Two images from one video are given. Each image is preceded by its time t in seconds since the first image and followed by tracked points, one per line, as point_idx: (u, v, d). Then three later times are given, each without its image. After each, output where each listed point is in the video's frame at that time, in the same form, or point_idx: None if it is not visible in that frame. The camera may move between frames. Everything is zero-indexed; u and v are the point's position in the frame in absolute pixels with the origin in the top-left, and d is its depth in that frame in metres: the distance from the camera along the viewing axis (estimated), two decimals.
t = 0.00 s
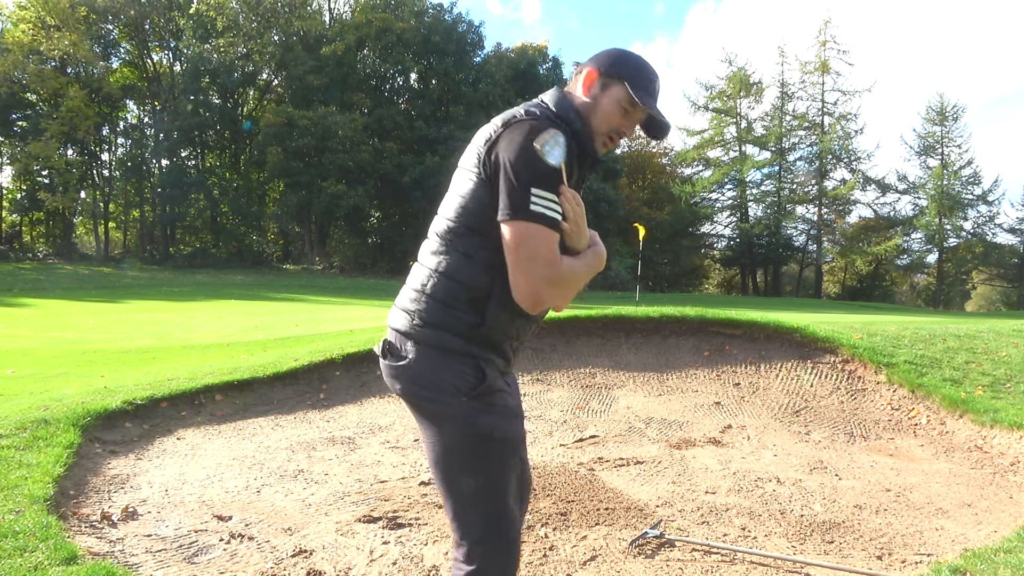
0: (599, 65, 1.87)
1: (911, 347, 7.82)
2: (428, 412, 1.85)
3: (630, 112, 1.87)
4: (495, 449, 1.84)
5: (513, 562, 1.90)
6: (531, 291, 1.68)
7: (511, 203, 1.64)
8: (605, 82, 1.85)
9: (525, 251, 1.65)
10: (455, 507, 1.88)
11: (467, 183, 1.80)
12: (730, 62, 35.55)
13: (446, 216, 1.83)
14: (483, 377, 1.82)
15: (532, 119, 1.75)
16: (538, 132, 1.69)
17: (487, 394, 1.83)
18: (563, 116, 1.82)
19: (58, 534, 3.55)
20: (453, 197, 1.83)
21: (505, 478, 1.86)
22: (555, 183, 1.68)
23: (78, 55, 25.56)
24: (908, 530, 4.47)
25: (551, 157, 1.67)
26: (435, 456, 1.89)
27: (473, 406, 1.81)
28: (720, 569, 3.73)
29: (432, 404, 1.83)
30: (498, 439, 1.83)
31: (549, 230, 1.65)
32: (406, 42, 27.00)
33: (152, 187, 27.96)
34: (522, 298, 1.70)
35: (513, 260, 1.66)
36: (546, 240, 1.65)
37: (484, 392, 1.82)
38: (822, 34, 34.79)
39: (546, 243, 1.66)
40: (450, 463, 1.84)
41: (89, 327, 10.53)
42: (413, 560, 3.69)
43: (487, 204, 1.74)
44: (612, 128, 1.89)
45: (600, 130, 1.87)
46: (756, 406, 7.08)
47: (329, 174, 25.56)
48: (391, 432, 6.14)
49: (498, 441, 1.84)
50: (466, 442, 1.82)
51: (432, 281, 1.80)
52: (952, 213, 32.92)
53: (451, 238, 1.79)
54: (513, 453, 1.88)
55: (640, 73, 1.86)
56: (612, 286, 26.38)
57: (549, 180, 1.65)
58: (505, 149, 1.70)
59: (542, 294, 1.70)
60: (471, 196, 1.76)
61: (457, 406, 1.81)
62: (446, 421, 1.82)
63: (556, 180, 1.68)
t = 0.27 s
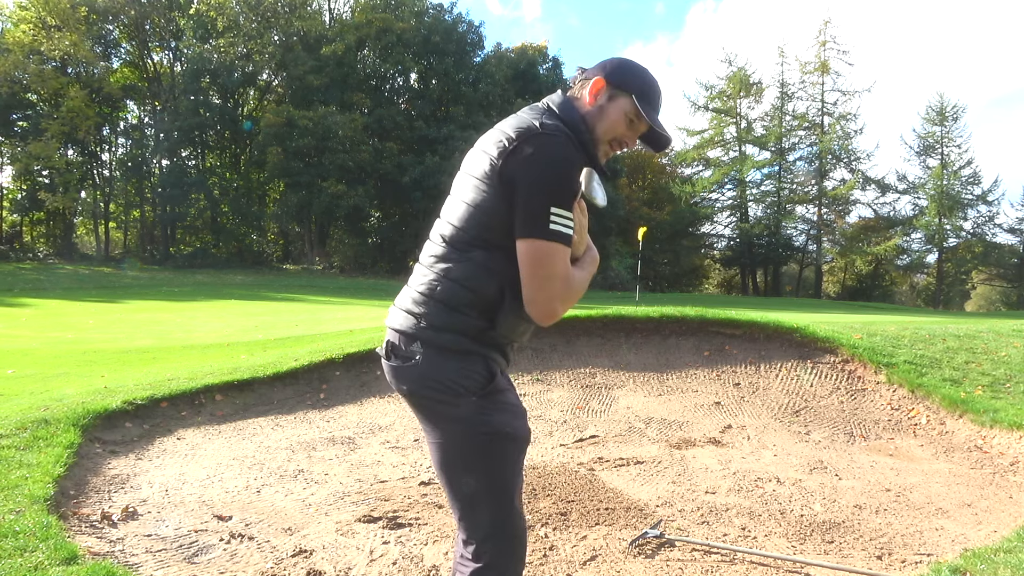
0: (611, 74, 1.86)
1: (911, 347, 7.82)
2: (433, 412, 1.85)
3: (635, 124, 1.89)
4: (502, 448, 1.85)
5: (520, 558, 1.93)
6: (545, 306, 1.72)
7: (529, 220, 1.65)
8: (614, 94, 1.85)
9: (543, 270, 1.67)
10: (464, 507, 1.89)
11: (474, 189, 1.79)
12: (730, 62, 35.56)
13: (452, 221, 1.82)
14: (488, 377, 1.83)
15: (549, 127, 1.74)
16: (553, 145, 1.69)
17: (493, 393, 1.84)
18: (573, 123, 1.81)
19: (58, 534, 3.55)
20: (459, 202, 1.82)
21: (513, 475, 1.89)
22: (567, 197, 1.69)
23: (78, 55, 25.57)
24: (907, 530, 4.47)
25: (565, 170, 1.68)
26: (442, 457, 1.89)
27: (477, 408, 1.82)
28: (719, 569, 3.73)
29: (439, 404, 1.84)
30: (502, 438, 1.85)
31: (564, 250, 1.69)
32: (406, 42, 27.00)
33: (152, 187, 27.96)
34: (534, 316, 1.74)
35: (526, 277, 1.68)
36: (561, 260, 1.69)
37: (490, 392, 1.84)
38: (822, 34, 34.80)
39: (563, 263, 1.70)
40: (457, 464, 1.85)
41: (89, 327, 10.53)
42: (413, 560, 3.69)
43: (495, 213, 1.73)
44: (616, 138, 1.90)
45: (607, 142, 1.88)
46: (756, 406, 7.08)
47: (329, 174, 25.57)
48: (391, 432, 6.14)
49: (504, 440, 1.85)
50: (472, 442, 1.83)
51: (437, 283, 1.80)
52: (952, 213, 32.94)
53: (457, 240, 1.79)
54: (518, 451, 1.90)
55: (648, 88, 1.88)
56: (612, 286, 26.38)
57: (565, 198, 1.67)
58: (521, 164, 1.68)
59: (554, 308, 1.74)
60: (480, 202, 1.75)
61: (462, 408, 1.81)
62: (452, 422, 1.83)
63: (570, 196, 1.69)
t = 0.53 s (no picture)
0: (615, 71, 1.86)
1: (911, 347, 7.82)
2: (434, 409, 1.85)
3: (638, 123, 1.88)
4: (505, 443, 1.85)
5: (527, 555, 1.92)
6: (550, 308, 1.72)
7: (534, 224, 1.65)
8: (617, 91, 1.85)
9: (549, 273, 1.68)
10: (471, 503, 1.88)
11: (475, 188, 1.77)
12: (730, 62, 35.57)
13: (452, 221, 1.81)
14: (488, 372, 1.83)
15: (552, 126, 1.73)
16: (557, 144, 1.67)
17: (492, 388, 1.84)
18: (575, 121, 1.81)
19: (58, 534, 3.55)
20: (460, 202, 1.81)
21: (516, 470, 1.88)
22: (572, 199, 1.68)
23: (78, 55, 25.55)
24: (908, 530, 4.47)
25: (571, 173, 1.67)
26: (446, 453, 1.89)
27: (478, 402, 1.82)
28: (720, 569, 3.73)
29: (439, 400, 1.84)
30: (504, 432, 1.84)
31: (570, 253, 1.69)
32: (406, 42, 26.99)
33: (152, 187, 27.95)
34: (542, 317, 1.75)
35: (531, 281, 1.69)
36: (566, 262, 1.69)
37: (490, 387, 1.84)
38: (822, 34, 34.81)
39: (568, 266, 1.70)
40: (461, 461, 1.85)
41: (89, 327, 10.53)
42: (413, 560, 3.69)
43: (497, 215, 1.72)
44: (620, 136, 1.90)
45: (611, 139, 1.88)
46: (756, 406, 7.08)
47: (329, 174, 25.57)
48: (391, 432, 6.14)
49: (506, 435, 1.85)
50: (475, 437, 1.83)
51: (437, 280, 1.80)
52: (952, 213, 32.97)
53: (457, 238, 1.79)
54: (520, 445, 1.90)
55: (651, 86, 1.88)
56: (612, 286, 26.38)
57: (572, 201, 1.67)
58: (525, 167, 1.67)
59: (558, 309, 1.74)
60: (481, 202, 1.73)
61: (463, 403, 1.81)
62: (453, 418, 1.83)
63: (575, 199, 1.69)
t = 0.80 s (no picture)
0: (628, 78, 1.86)
1: (911, 347, 7.82)
2: (424, 413, 1.85)
3: (649, 131, 1.88)
4: (495, 452, 1.85)
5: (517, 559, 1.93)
6: (540, 313, 1.70)
7: (531, 225, 1.65)
8: (629, 98, 1.84)
9: (544, 276, 1.67)
10: (460, 511, 1.88)
11: (477, 188, 1.77)
12: (730, 62, 35.58)
13: (454, 222, 1.80)
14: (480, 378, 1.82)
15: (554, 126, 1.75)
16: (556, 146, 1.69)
17: (483, 395, 1.83)
18: (583, 127, 1.81)
19: (58, 534, 3.55)
20: (462, 203, 1.80)
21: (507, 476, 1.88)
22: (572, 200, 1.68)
23: (78, 55, 25.54)
24: (908, 530, 4.47)
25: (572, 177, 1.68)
26: (434, 460, 1.89)
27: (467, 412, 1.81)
28: (720, 569, 3.73)
29: (429, 405, 1.83)
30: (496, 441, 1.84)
31: (565, 259, 1.68)
32: (406, 42, 26.99)
33: (152, 187, 27.96)
34: (526, 322, 1.73)
35: (524, 286, 1.68)
36: (560, 265, 1.68)
37: (480, 395, 1.82)
38: (822, 34, 34.83)
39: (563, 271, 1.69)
40: (451, 467, 1.85)
41: (89, 327, 10.53)
42: (413, 559, 3.69)
43: (498, 216, 1.71)
44: (632, 144, 1.89)
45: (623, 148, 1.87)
46: (755, 406, 7.08)
47: (329, 174, 25.57)
48: (391, 432, 6.14)
49: (496, 444, 1.85)
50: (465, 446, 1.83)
51: (434, 283, 1.79)
52: (952, 213, 33.02)
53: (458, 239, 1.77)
54: (510, 453, 1.89)
55: (664, 95, 1.87)
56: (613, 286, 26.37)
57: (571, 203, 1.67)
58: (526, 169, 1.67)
59: (548, 316, 1.72)
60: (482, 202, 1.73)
61: (453, 411, 1.80)
62: (441, 425, 1.83)
63: (575, 203, 1.69)
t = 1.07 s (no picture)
0: (641, 80, 1.92)
1: (911, 347, 7.82)
2: (404, 406, 1.86)
3: (659, 131, 1.94)
4: (465, 454, 1.82)
5: None
6: (478, 224, 1.64)
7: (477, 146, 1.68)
8: (639, 97, 1.91)
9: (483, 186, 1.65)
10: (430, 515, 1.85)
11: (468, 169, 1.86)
12: (730, 62, 35.61)
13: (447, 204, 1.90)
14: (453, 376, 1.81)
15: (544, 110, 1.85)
16: (531, 112, 1.79)
17: (456, 394, 1.82)
18: (588, 128, 1.92)
19: (58, 534, 3.55)
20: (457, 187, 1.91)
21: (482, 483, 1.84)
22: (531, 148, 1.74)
23: (78, 55, 25.56)
24: (908, 530, 4.47)
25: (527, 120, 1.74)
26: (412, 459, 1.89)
27: (438, 410, 1.80)
28: (720, 569, 3.73)
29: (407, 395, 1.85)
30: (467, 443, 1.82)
31: (502, 174, 1.66)
32: (406, 42, 27.00)
33: (152, 187, 27.97)
34: (454, 229, 1.68)
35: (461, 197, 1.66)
36: (503, 184, 1.66)
37: (453, 395, 1.81)
38: (822, 34, 34.86)
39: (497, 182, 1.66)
40: (421, 468, 1.83)
41: (89, 328, 10.53)
42: (413, 559, 3.69)
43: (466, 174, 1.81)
44: (646, 146, 1.97)
45: (633, 148, 1.94)
46: (756, 406, 7.08)
47: (329, 174, 25.58)
48: (391, 432, 6.14)
49: (468, 447, 1.81)
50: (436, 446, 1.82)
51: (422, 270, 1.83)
52: (952, 213, 33.10)
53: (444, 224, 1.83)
54: (485, 459, 1.85)
55: (675, 97, 1.94)
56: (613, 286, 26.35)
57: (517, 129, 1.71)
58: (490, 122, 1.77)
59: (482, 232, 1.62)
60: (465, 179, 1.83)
61: (427, 406, 1.81)
62: (416, 422, 1.84)
63: (526, 137, 1.73)
